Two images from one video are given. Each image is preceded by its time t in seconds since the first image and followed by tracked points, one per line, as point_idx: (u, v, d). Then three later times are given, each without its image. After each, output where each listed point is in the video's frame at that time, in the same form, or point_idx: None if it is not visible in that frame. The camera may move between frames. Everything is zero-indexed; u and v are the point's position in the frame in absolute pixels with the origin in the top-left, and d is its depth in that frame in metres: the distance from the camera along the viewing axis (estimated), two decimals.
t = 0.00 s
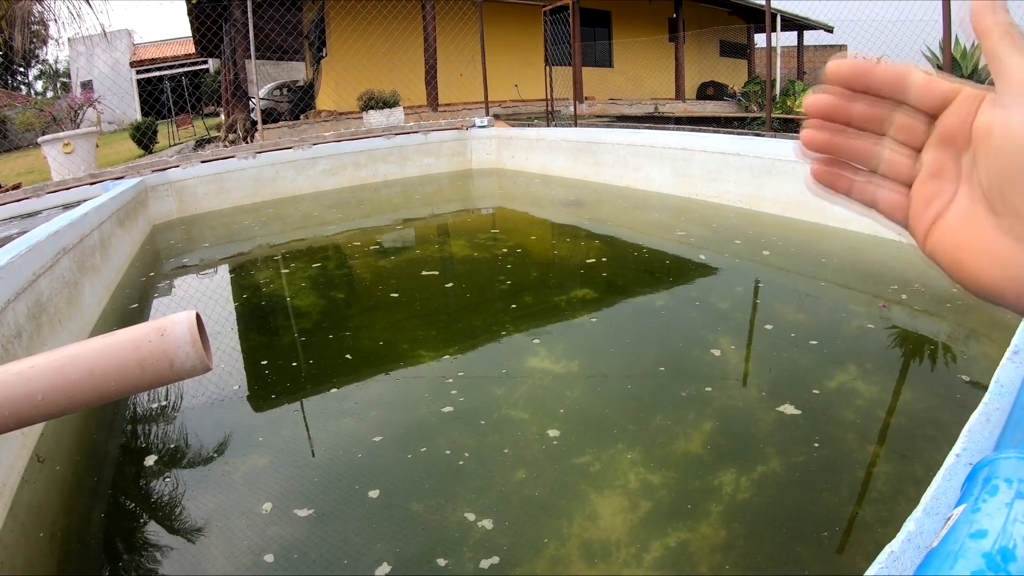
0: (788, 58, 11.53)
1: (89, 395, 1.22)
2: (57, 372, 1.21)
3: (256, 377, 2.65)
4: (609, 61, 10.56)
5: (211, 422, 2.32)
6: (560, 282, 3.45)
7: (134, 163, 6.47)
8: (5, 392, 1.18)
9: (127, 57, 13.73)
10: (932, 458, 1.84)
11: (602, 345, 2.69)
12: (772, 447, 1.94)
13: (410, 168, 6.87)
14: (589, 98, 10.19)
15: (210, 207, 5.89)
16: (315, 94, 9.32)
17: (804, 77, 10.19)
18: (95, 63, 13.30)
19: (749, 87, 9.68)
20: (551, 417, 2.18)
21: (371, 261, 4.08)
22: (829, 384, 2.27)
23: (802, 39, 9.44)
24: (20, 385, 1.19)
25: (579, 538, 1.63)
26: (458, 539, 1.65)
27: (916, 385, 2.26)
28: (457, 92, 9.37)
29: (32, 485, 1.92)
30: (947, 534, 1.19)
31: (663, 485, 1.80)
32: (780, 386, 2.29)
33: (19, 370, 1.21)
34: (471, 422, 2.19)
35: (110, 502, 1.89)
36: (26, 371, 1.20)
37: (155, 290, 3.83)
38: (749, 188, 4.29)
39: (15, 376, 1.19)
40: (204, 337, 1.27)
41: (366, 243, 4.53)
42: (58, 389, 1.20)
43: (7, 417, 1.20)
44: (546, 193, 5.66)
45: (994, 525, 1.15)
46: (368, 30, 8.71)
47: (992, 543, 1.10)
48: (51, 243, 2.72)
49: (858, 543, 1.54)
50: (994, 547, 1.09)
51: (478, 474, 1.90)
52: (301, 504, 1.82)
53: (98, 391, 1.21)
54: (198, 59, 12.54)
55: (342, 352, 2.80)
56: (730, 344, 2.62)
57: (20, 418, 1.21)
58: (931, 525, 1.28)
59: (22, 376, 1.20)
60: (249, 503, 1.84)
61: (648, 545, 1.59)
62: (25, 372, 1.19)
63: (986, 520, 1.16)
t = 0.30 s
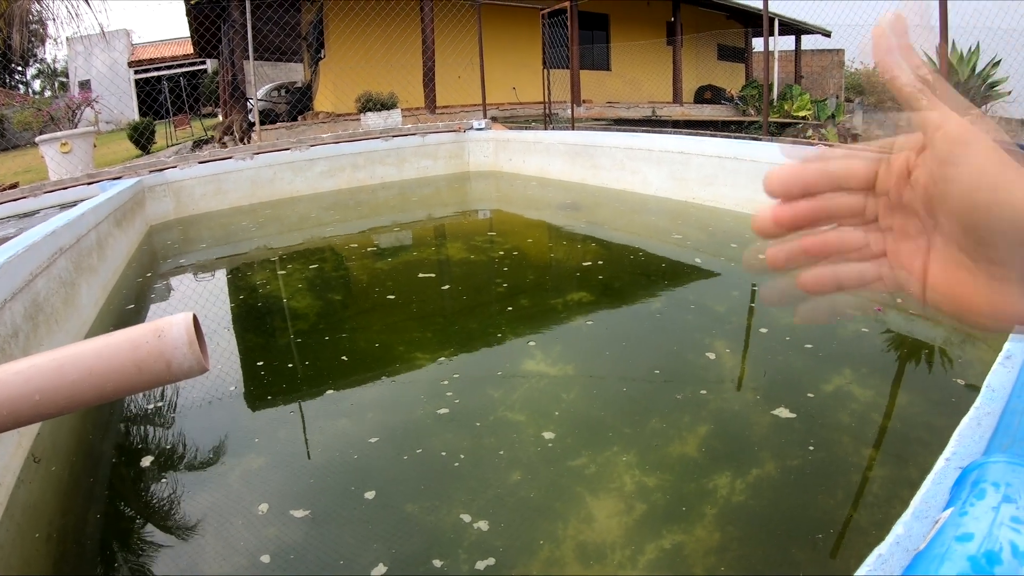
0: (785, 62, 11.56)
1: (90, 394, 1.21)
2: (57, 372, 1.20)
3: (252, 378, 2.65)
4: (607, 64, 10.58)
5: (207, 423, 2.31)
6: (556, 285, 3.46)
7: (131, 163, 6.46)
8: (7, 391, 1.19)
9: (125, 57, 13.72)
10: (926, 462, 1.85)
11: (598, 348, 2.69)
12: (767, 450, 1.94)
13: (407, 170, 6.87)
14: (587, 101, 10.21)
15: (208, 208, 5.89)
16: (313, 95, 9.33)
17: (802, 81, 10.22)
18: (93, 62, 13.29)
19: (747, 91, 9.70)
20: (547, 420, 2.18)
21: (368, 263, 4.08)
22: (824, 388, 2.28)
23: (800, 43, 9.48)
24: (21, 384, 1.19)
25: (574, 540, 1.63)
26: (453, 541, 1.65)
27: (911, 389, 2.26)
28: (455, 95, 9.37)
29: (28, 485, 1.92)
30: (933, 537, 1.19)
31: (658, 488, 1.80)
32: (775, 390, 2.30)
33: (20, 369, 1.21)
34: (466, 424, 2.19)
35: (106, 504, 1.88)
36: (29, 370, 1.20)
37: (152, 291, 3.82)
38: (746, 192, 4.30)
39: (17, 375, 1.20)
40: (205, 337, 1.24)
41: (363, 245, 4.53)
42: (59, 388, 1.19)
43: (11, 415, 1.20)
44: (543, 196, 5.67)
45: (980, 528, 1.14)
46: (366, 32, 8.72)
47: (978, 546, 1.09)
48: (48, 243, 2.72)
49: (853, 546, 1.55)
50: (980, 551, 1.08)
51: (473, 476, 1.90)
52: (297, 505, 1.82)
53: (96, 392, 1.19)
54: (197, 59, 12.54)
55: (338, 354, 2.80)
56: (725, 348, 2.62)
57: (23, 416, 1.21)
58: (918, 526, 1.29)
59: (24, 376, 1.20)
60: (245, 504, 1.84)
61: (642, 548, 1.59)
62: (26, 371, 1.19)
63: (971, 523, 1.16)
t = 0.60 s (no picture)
0: (779, 68, 11.63)
1: (84, 399, 1.30)
2: (53, 377, 1.29)
3: (246, 382, 2.64)
4: (601, 70, 10.61)
5: (201, 427, 2.31)
6: (550, 290, 3.46)
7: (126, 166, 6.45)
8: (5, 396, 1.25)
9: (120, 60, 13.69)
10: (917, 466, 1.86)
11: (591, 353, 2.70)
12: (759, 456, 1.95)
13: (402, 175, 6.88)
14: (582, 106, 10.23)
15: (203, 211, 5.88)
16: (308, 100, 9.33)
17: (795, 87, 10.27)
18: (87, 64, 13.26)
19: (741, 96, 9.75)
20: (540, 425, 2.18)
21: (362, 268, 4.08)
22: (816, 393, 2.29)
23: (793, 50, 9.53)
24: (19, 389, 1.26)
25: (567, 545, 1.63)
26: (446, 545, 1.65)
27: (903, 394, 2.27)
28: (449, 99, 9.39)
29: (22, 489, 1.92)
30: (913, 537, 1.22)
31: (650, 493, 1.80)
32: (767, 395, 2.30)
33: (17, 375, 1.28)
34: (460, 429, 2.19)
35: (100, 507, 1.88)
36: (22, 376, 1.27)
37: (146, 294, 3.81)
38: (739, 198, 4.33)
39: (13, 381, 1.26)
40: (196, 344, 1.37)
41: (357, 249, 4.53)
42: (57, 393, 1.27)
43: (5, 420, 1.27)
44: (537, 202, 5.67)
45: (956, 532, 1.17)
46: (361, 37, 8.74)
47: (952, 549, 1.13)
48: (43, 246, 2.71)
49: (845, 551, 1.55)
50: (954, 555, 1.12)
51: (467, 480, 1.91)
52: (290, 509, 1.82)
53: (95, 396, 1.29)
54: (192, 63, 12.53)
55: (331, 358, 2.79)
56: (719, 353, 2.63)
57: (17, 421, 1.27)
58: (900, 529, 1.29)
59: (20, 381, 1.27)
60: (239, 508, 1.84)
61: (635, 552, 1.60)
62: (23, 376, 1.27)
63: (949, 528, 1.19)
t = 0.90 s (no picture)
0: (772, 77, 11.70)
1: (87, 413, 1.26)
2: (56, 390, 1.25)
3: (238, 390, 2.63)
4: (595, 78, 10.66)
5: (194, 434, 2.30)
6: (542, 299, 3.47)
7: (120, 171, 6.43)
8: (8, 408, 1.23)
9: (115, 64, 13.68)
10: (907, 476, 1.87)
11: (583, 362, 2.70)
12: (750, 464, 1.95)
13: (396, 182, 6.88)
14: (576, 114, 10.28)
15: (197, 217, 5.87)
16: (302, 106, 9.34)
17: (788, 96, 10.34)
18: (82, 69, 13.25)
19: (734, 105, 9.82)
20: (532, 434, 2.19)
21: (355, 276, 4.08)
22: (807, 402, 2.30)
23: (786, 59, 9.60)
24: (21, 401, 1.23)
25: (560, 553, 1.63)
26: (438, 554, 1.65)
27: (894, 404, 2.28)
28: (443, 107, 9.41)
29: (14, 495, 1.90)
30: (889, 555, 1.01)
31: (642, 502, 1.81)
32: (759, 404, 2.31)
33: (20, 386, 1.25)
34: (452, 437, 2.19)
35: (92, 514, 1.87)
36: (25, 388, 1.25)
37: (139, 300, 3.80)
38: (731, 207, 4.35)
39: (17, 392, 1.23)
40: (200, 357, 1.30)
41: (350, 257, 4.53)
42: (56, 406, 1.24)
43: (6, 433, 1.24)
44: (530, 210, 5.69)
45: (933, 544, 0.96)
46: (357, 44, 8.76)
47: (929, 561, 0.91)
48: (37, 252, 2.70)
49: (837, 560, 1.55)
50: (930, 565, 0.90)
51: (459, 489, 1.90)
52: (284, 517, 1.81)
53: (95, 408, 1.24)
54: (187, 68, 12.54)
55: (324, 367, 2.79)
56: (710, 362, 2.64)
57: (18, 434, 1.24)
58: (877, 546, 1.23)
59: (22, 393, 1.24)
60: (232, 515, 1.83)
61: (627, 561, 1.60)
62: (25, 389, 1.24)
63: (923, 540, 0.98)
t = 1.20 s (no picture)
0: (764, 84, 11.77)
1: (73, 411, 1.42)
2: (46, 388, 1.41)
3: (229, 394, 2.62)
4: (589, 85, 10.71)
5: (184, 438, 2.28)
6: (534, 304, 3.48)
7: (113, 174, 6.41)
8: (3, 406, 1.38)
9: (109, 67, 13.65)
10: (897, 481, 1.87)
11: (575, 368, 2.71)
12: (741, 470, 1.96)
13: (389, 187, 6.88)
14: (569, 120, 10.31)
15: (190, 220, 5.85)
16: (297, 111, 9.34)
17: (781, 103, 10.40)
18: (76, 72, 13.21)
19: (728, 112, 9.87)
20: (523, 439, 2.19)
21: (347, 281, 4.08)
22: (798, 408, 2.30)
23: (779, 66, 9.66)
24: (14, 399, 1.38)
25: (550, 559, 1.63)
26: (429, 559, 1.64)
27: (885, 409, 2.29)
28: (437, 113, 9.43)
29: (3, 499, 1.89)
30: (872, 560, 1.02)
31: (633, 507, 1.81)
32: (750, 410, 2.31)
33: (15, 385, 1.41)
34: (443, 442, 2.19)
35: (82, 518, 1.85)
36: (18, 387, 1.40)
37: (131, 304, 3.79)
38: (723, 213, 4.36)
39: (11, 390, 1.39)
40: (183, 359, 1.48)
41: (342, 263, 4.52)
42: (47, 404, 1.40)
43: None
44: (523, 216, 5.70)
45: (916, 547, 0.98)
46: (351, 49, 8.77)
47: (911, 566, 0.94)
48: (28, 254, 2.69)
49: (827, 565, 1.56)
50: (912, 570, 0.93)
51: (450, 494, 1.90)
52: (274, 521, 1.80)
53: (85, 406, 1.41)
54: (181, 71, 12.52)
55: (315, 371, 2.78)
56: (702, 368, 2.65)
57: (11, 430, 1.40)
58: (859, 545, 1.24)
59: (14, 392, 1.40)
60: (222, 520, 1.82)
61: (618, 566, 1.60)
62: (17, 388, 1.39)
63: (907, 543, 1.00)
